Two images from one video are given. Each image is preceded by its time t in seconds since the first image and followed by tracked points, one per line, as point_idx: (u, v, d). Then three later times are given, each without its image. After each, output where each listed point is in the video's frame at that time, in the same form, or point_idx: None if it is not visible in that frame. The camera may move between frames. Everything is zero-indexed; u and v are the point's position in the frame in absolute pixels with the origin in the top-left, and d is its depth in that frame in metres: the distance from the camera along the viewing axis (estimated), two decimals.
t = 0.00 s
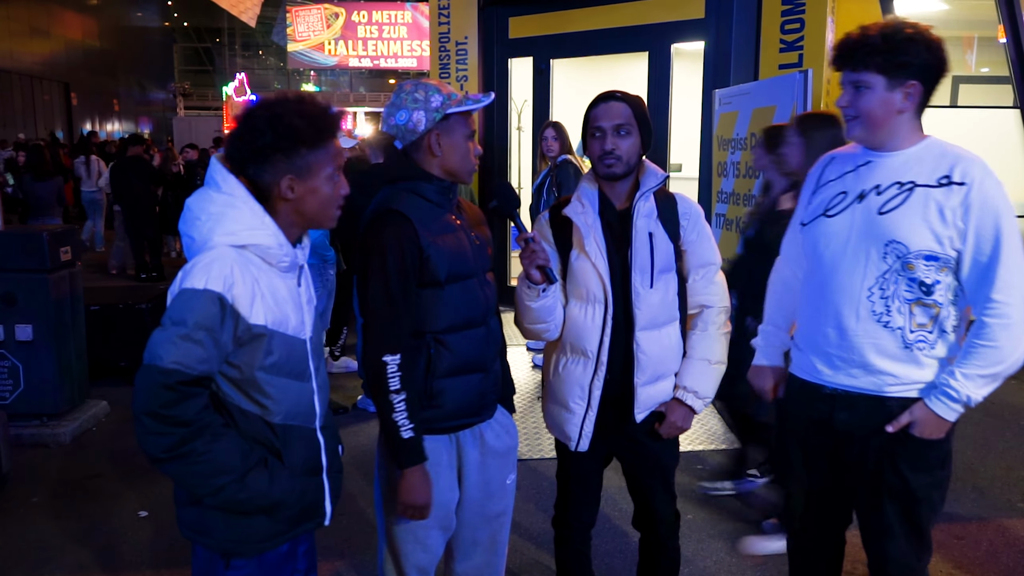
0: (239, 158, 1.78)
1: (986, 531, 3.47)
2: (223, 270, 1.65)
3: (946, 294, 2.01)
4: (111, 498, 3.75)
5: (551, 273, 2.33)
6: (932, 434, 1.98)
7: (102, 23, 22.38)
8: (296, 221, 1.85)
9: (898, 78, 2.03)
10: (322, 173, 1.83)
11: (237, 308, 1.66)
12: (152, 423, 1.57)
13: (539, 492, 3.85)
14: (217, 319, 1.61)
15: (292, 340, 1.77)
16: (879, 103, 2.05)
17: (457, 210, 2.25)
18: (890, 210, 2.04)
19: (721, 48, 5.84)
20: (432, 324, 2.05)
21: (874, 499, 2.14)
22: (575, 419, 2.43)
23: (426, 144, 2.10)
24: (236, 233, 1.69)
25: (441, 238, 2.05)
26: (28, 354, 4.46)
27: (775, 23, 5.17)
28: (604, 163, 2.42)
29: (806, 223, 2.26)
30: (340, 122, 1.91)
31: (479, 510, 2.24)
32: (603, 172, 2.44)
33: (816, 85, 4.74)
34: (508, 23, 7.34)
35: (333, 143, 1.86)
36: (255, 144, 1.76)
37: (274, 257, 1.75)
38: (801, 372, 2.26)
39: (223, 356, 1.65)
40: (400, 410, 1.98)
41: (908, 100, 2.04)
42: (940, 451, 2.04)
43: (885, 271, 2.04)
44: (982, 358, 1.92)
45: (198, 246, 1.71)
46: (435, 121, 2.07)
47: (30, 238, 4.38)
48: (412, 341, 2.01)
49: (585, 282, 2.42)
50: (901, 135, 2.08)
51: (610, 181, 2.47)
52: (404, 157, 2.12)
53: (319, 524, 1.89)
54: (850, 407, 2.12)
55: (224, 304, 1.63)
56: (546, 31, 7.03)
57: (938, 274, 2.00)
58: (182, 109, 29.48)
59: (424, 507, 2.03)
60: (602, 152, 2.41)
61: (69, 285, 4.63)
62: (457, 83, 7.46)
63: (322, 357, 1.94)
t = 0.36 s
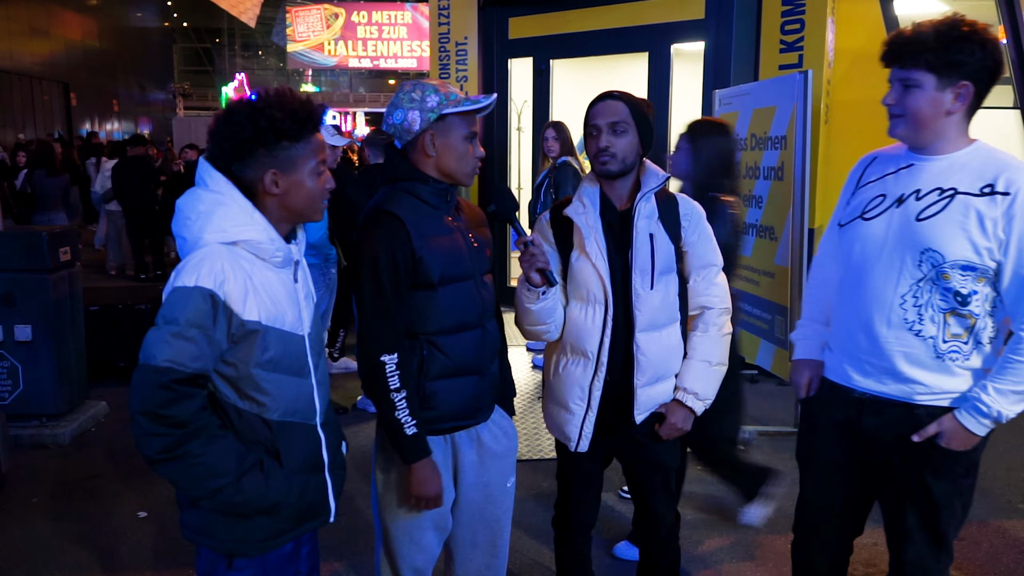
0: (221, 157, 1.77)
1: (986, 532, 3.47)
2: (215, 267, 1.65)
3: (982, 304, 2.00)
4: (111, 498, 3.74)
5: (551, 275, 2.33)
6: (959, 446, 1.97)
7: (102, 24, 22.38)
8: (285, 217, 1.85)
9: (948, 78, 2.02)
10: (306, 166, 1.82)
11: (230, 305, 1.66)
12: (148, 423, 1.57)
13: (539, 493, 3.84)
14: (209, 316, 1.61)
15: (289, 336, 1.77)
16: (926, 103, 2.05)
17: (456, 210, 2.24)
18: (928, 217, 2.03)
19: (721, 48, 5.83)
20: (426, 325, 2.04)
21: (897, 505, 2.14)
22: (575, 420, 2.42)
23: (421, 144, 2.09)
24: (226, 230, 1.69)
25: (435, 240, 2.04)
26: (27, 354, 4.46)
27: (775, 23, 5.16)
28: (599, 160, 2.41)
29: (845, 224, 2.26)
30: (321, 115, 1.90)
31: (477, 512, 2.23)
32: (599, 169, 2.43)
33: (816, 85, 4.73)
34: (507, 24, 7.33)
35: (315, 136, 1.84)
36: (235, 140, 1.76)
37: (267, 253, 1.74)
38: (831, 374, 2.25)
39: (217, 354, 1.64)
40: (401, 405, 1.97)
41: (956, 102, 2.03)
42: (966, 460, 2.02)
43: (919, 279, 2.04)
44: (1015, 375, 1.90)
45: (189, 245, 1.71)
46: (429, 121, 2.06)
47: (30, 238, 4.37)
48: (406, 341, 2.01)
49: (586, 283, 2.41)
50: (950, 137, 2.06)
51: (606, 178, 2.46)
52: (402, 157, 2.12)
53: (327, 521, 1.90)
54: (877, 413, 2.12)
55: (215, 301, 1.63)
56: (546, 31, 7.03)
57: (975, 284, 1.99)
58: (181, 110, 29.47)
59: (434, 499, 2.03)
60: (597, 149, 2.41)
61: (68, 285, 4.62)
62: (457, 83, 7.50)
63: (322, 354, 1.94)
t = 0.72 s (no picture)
0: (217, 157, 1.77)
1: (986, 535, 3.46)
2: (214, 267, 1.65)
3: (996, 309, 2.01)
4: (110, 499, 3.74)
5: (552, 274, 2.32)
6: (972, 446, 1.99)
7: (102, 24, 22.39)
8: (276, 217, 1.85)
9: (969, 81, 2.03)
10: (298, 168, 1.82)
11: (228, 305, 1.66)
12: (151, 425, 1.57)
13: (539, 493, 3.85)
14: (209, 316, 1.62)
15: (288, 335, 1.77)
16: (945, 104, 2.04)
17: (456, 210, 2.24)
18: (945, 221, 2.02)
19: (721, 50, 5.82)
20: (423, 327, 2.05)
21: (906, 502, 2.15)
22: (573, 421, 2.42)
23: (419, 148, 2.10)
24: (223, 230, 1.69)
25: (433, 241, 2.04)
26: (27, 355, 4.46)
27: (774, 24, 5.17)
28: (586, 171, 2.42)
29: (856, 226, 2.25)
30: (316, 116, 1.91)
31: (475, 515, 2.23)
32: (588, 179, 2.45)
33: (816, 86, 4.73)
34: (507, 25, 7.33)
35: (308, 138, 1.84)
36: (230, 140, 1.76)
37: (265, 252, 1.75)
38: (846, 374, 2.24)
39: (217, 354, 1.65)
40: (396, 408, 1.98)
41: (975, 105, 2.04)
42: (978, 460, 2.04)
43: (936, 284, 2.04)
44: None
45: (187, 246, 1.71)
46: (425, 125, 2.05)
47: (29, 239, 4.38)
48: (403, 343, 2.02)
49: (585, 285, 2.42)
50: (967, 139, 2.06)
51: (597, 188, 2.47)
52: (402, 161, 2.13)
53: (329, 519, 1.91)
54: (891, 413, 2.12)
55: (214, 301, 1.63)
56: (545, 32, 7.02)
57: (991, 289, 2.00)
58: (181, 110, 29.48)
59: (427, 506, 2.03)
60: (585, 160, 2.42)
61: (68, 286, 4.63)
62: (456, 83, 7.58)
63: (320, 353, 1.94)
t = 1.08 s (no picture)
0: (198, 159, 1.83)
1: (992, 538, 3.45)
2: (195, 271, 1.66)
3: (916, 283, 2.18)
4: (115, 501, 3.74)
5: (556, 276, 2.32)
6: (914, 417, 2.13)
7: (108, 26, 22.47)
8: (259, 221, 1.86)
9: (869, 84, 2.24)
10: (270, 172, 1.81)
11: (209, 309, 1.67)
12: (133, 430, 1.57)
13: (543, 496, 3.84)
14: (187, 320, 1.62)
15: (276, 338, 1.77)
16: (848, 107, 2.26)
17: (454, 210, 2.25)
18: (856, 211, 2.24)
19: (726, 52, 5.80)
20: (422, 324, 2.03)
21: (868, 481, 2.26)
22: (578, 423, 2.42)
23: (410, 150, 2.10)
24: (203, 234, 1.69)
25: (434, 237, 2.04)
26: (33, 356, 4.46)
27: (781, 28, 5.21)
28: (612, 171, 2.41)
29: (785, 227, 2.47)
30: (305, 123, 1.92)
31: (481, 515, 2.23)
32: (612, 178, 2.43)
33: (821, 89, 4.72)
34: (513, 28, 7.34)
35: (288, 141, 1.84)
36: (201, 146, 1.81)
37: (247, 255, 1.74)
38: (797, 364, 2.42)
39: (199, 357, 1.65)
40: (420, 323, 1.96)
41: (876, 105, 2.25)
42: (923, 431, 2.15)
43: (857, 267, 2.23)
44: (952, 343, 2.06)
45: (172, 251, 1.73)
46: (414, 128, 2.07)
47: (36, 240, 4.39)
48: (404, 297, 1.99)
49: (590, 287, 2.42)
50: (869, 139, 2.29)
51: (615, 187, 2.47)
52: (391, 165, 2.13)
53: (325, 523, 1.90)
54: (842, 397, 2.28)
55: (193, 305, 1.64)
56: (551, 34, 7.02)
57: (908, 265, 2.17)
58: (187, 113, 29.54)
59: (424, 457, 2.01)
60: (609, 160, 2.41)
61: (74, 287, 4.63)
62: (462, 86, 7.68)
63: (319, 354, 1.96)
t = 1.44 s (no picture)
0: (201, 162, 1.81)
1: (987, 537, 3.45)
2: (203, 271, 1.66)
3: (915, 286, 2.19)
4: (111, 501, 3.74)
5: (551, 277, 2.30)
6: (909, 421, 2.14)
7: (104, 26, 22.44)
8: (266, 221, 1.87)
9: (873, 84, 2.25)
10: (285, 174, 1.82)
11: (217, 309, 1.67)
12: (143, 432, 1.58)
13: (539, 496, 3.84)
14: (197, 321, 1.62)
15: (280, 336, 1.77)
16: (852, 108, 2.27)
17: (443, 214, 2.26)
18: (857, 212, 2.24)
19: (722, 53, 5.81)
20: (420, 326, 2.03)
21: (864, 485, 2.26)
22: (574, 423, 2.42)
23: (413, 154, 2.10)
24: (209, 235, 1.69)
25: (430, 240, 2.04)
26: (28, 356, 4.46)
27: (777, 29, 5.22)
28: (610, 171, 2.41)
29: (784, 227, 2.47)
30: (310, 124, 1.92)
31: (472, 513, 2.24)
32: (608, 178, 2.43)
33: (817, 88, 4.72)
34: (509, 28, 7.34)
35: (298, 144, 1.85)
36: (211, 146, 1.78)
37: (253, 254, 1.75)
38: (794, 366, 2.43)
39: (207, 358, 1.65)
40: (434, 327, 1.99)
41: (879, 106, 2.26)
42: (920, 437, 2.16)
43: (856, 269, 2.23)
44: (949, 348, 2.08)
45: (176, 252, 1.72)
46: (420, 133, 2.06)
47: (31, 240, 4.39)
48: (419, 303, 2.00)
49: (585, 287, 2.42)
50: (872, 140, 2.30)
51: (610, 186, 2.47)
52: (390, 165, 2.12)
53: (323, 520, 1.90)
54: (838, 399, 2.29)
55: (202, 306, 1.64)
56: (547, 35, 7.02)
57: (907, 268, 2.17)
58: (184, 113, 29.51)
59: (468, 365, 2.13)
60: (606, 159, 2.41)
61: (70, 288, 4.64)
62: (459, 87, 7.78)
63: (316, 353, 1.95)
